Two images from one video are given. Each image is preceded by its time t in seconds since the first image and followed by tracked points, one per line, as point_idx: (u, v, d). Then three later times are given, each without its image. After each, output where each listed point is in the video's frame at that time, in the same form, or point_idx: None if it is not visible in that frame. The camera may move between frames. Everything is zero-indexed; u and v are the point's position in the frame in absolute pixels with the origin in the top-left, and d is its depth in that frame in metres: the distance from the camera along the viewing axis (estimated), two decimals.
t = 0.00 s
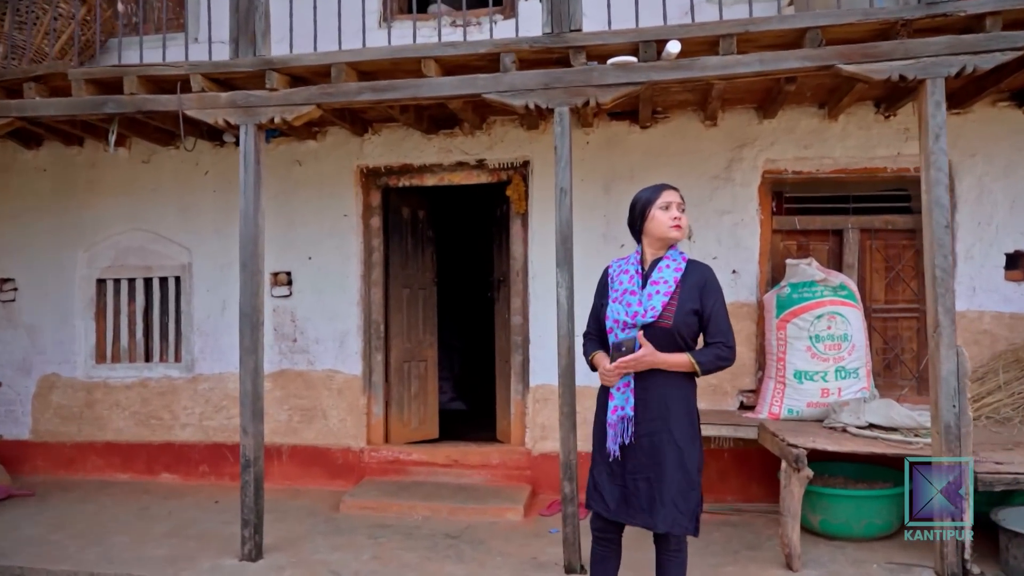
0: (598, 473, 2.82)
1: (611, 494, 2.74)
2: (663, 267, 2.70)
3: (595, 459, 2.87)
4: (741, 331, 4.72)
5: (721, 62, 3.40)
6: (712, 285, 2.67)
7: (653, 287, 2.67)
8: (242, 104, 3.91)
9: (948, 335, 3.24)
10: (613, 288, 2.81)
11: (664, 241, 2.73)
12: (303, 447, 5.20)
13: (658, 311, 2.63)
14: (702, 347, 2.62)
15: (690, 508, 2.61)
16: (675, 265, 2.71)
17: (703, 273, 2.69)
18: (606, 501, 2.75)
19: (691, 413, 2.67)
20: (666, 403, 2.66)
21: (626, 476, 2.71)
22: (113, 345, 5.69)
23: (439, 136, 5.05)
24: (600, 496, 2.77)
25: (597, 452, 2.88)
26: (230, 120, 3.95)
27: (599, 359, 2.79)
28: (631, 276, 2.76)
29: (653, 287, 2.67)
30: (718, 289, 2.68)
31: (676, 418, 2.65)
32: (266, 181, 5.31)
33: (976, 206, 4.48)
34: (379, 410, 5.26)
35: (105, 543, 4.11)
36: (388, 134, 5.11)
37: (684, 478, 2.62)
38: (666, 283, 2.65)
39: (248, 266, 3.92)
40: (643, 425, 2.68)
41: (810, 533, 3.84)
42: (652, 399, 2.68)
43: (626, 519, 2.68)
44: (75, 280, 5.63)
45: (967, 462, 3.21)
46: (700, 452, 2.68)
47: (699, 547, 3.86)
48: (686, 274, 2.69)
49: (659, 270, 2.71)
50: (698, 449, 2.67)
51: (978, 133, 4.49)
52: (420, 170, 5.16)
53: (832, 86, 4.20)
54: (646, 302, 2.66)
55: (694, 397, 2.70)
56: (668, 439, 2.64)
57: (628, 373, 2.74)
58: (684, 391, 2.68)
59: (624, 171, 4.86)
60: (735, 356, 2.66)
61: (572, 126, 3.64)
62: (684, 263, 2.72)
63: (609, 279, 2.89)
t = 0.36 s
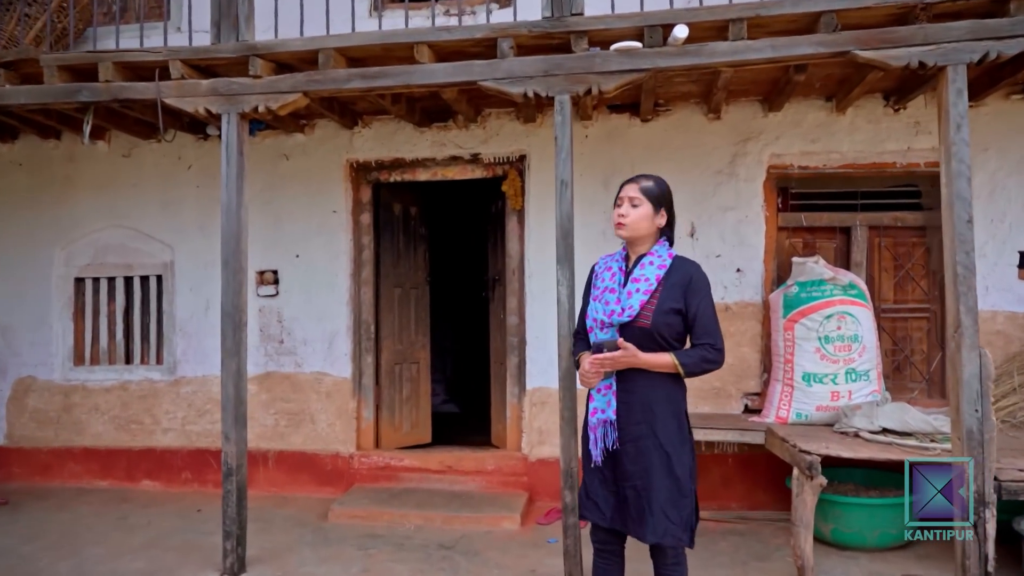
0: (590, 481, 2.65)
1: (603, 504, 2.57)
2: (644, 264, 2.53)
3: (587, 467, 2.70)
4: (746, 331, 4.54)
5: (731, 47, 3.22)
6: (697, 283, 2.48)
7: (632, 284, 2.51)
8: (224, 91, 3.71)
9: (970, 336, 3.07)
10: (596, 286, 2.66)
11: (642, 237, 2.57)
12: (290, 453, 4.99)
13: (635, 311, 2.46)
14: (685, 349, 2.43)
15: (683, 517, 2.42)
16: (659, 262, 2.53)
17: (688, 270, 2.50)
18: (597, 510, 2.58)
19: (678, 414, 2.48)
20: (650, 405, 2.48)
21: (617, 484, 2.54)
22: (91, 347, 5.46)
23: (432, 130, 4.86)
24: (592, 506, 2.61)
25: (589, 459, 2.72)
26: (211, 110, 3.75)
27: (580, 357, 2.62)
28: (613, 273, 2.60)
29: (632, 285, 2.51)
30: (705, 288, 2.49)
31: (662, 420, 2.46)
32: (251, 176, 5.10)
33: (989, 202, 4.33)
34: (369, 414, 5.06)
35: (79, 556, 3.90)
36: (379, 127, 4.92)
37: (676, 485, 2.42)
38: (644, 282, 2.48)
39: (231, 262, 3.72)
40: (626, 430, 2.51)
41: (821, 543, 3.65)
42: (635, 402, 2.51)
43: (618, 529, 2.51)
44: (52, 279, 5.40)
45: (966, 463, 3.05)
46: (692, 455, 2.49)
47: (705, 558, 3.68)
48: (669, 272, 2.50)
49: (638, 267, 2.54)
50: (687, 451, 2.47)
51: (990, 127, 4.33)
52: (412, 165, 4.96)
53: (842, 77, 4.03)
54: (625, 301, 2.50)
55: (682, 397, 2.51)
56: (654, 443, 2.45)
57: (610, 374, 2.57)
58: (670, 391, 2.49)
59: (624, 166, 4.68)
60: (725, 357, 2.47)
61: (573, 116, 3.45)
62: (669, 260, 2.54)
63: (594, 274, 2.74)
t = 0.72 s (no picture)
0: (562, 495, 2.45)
1: (575, 519, 2.37)
2: (600, 273, 2.30)
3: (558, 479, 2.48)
4: (750, 333, 4.38)
5: (741, 33, 3.06)
6: (656, 288, 2.20)
7: (589, 299, 2.30)
8: (204, 80, 3.51)
9: (994, 339, 2.92)
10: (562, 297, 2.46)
11: (590, 241, 2.40)
12: (276, 460, 4.78)
13: (591, 328, 2.27)
14: (652, 360, 2.20)
15: (656, 533, 2.21)
16: (617, 270, 2.28)
17: (645, 276, 2.23)
18: (570, 526, 2.39)
19: (656, 425, 2.25)
20: (623, 416, 2.27)
21: (585, 497, 2.34)
22: (69, 349, 5.24)
23: (424, 123, 4.66)
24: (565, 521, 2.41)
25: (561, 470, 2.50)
26: (191, 100, 3.55)
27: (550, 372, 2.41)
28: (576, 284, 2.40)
29: (590, 298, 2.29)
30: (670, 292, 2.20)
31: (636, 431, 2.25)
32: (235, 171, 4.89)
33: (1002, 200, 4.19)
34: (358, 420, 4.85)
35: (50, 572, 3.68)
36: (369, 120, 4.72)
37: (648, 499, 2.22)
38: (599, 297, 2.27)
39: (211, 261, 3.52)
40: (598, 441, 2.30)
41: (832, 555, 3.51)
42: (608, 411, 2.30)
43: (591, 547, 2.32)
44: (27, 279, 5.17)
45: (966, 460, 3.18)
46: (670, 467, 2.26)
47: (712, 572, 3.51)
48: (627, 280, 2.25)
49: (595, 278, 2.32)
50: (667, 464, 2.24)
51: (1004, 121, 4.18)
52: (403, 160, 4.77)
53: (853, 68, 3.89)
54: (583, 316, 2.30)
55: (663, 406, 2.26)
56: (626, 456, 2.25)
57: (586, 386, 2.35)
58: (647, 401, 2.25)
59: (625, 161, 4.51)
60: (706, 362, 2.19)
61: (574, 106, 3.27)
62: (628, 266, 2.28)
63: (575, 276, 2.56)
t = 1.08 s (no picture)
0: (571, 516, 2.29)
1: (583, 541, 2.21)
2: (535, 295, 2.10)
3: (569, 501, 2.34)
4: (753, 336, 4.22)
5: (750, 21, 2.92)
6: (585, 294, 1.98)
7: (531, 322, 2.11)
8: (182, 68, 3.31)
9: (1016, 342, 2.78)
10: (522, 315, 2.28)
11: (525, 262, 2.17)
12: (259, 468, 4.59)
13: (539, 349, 2.09)
14: (606, 370, 1.97)
15: (655, 549, 2.03)
16: (548, 286, 2.06)
17: (572, 286, 2.01)
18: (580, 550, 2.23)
19: (636, 434, 2.05)
20: (604, 430, 2.08)
21: (586, 519, 2.18)
22: (44, 352, 5.02)
23: (414, 117, 4.49)
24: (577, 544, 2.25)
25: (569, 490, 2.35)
26: (168, 90, 3.35)
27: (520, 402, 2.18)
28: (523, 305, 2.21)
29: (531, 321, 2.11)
30: (599, 295, 1.97)
31: (621, 442, 2.06)
32: (218, 167, 4.70)
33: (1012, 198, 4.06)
34: (346, 426, 4.67)
35: None
36: (358, 114, 4.54)
37: (640, 514, 2.04)
38: (536, 319, 2.07)
39: (190, 260, 3.32)
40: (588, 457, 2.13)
41: (841, 567, 3.37)
42: (589, 425, 2.12)
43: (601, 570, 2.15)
44: None
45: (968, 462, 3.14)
46: (661, 475, 2.06)
47: None
48: (558, 294, 2.04)
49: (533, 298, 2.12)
50: (656, 473, 2.05)
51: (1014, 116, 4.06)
52: (393, 156, 4.59)
53: (861, 61, 3.75)
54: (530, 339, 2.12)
55: (641, 411, 2.06)
56: (615, 472, 2.07)
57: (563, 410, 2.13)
58: (622, 409, 2.06)
59: (623, 158, 4.35)
60: (661, 354, 1.92)
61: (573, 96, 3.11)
62: (558, 280, 2.06)
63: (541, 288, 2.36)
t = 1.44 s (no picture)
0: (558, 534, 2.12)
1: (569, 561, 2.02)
2: (524, 289, 1.94)
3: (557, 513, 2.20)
4: (751, 339, 4.09)
5: (757, 8, 2.81)
6: (572, 291, 1.81)
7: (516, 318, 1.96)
8: (155, 56, 3.13)
9: None
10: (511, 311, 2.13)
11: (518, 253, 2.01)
12: (239, 477, 4.40)
13: (524, 348, 1.93)
14: (590, 374, 1.81)
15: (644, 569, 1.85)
16: (536, 281, 1.91)
17: (559, 281, 1.84)
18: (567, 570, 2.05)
19: (623, 444, 1.88)
20: (590, 440, 1.91)
21: (570, 535, 2.00)
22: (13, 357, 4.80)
23: (401, 113, 4.32)
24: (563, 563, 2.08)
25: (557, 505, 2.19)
26: (141, 79, 3.17)
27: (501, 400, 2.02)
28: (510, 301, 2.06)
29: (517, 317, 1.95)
30: (588, 292, 1.80)
31: (606, 452, 1.89)
32: (196, 164, 4.51)
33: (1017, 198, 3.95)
34: (329, 434, 4.49)
35: None
36: (342, 109, 4.36)
37: (629, 531, 1.86)
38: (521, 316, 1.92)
39: (163, 260, 3.14)
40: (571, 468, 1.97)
41: None
42: (573, 434, 1.95)
43: None
44: None
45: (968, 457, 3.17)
46: (651, 489, 1.88)
47: None
48: (546, 290, 1.88)
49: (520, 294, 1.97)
50: (645, 486, 1.87)
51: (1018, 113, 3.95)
52: (379, 152, 4.41)
53: (864, 55, 3.64)
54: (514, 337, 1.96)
55: (628, 419, 1.89)
56: (602, 485, 1.90)
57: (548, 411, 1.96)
58: (607, 417, 1.89)
59: (618, 155, 4.20)
60: (649, 360, 1.75)
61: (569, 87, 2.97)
62: (548, 275, 1.90)
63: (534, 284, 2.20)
